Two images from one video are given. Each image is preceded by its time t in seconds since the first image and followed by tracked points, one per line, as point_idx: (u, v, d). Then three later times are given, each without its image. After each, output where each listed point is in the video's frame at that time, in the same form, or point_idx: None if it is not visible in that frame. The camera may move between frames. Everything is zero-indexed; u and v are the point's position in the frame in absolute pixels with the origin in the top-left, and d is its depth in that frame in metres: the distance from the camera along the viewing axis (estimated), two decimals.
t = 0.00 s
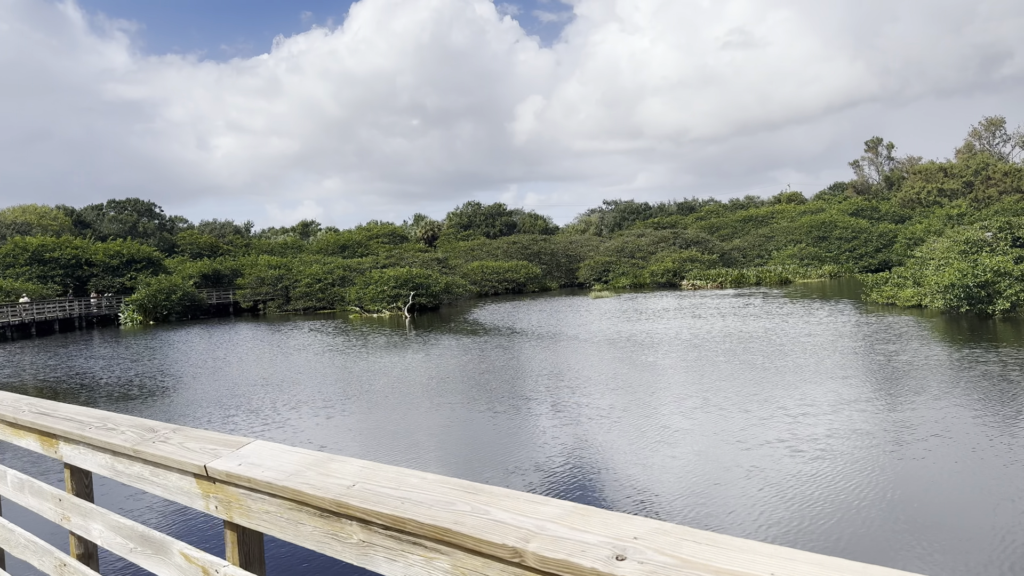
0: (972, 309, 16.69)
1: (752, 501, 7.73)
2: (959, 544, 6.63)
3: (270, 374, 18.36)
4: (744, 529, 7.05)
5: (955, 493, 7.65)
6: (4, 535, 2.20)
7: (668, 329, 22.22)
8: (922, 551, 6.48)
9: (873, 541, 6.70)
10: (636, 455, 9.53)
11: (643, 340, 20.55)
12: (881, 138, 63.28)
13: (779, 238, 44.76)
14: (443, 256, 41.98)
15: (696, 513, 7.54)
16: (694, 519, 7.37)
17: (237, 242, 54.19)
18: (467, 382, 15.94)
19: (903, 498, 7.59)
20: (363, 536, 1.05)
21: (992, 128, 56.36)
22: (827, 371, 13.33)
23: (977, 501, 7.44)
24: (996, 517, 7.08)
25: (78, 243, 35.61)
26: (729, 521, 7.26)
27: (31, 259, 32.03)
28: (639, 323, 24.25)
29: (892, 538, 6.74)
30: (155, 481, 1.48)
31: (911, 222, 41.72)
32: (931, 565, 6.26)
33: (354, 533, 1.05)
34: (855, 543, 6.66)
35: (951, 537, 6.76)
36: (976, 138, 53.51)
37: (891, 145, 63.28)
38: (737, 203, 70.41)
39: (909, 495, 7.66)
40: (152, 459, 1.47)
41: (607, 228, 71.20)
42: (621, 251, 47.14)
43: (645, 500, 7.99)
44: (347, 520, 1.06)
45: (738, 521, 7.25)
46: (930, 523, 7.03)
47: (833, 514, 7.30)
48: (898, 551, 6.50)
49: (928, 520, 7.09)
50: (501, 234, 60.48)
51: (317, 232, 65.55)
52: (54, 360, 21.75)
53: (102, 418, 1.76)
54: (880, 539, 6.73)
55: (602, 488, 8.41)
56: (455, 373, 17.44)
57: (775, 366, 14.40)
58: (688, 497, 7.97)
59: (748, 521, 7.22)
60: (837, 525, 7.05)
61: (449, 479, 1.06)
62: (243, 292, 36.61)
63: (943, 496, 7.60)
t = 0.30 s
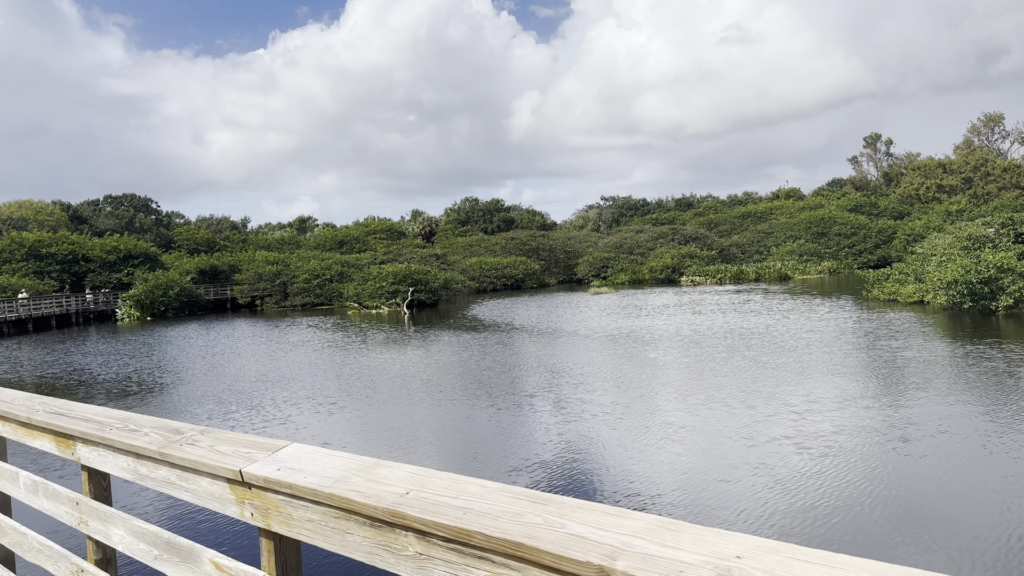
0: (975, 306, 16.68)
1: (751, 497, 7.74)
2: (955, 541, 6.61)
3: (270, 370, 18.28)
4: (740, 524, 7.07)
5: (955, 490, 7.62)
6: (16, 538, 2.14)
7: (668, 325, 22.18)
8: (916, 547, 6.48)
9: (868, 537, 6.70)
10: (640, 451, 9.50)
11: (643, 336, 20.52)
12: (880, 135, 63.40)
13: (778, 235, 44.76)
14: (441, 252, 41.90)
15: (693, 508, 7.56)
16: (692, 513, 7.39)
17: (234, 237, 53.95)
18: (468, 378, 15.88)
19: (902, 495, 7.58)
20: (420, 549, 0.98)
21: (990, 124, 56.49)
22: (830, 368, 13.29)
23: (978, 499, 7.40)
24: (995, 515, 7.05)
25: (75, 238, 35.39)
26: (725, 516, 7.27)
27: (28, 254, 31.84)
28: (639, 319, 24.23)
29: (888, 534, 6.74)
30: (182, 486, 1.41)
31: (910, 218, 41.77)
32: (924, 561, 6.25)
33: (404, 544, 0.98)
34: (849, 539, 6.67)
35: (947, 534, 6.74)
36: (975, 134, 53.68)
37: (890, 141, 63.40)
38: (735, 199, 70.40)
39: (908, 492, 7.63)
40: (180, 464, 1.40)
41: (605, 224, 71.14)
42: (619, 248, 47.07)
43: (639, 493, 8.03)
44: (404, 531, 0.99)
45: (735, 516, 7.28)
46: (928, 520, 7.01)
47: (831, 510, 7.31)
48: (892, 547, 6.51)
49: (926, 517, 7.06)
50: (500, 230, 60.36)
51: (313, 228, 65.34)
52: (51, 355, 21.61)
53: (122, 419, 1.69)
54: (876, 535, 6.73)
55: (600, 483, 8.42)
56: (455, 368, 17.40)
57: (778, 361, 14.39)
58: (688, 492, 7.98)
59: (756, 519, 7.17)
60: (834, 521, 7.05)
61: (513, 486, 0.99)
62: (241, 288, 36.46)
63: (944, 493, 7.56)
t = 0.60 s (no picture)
0: (977, 300, 16.66)
1: (745, 491, 7.73)
2: (946, 535, 6.59)
3: (268, 365, 18.14)
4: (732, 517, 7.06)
5: (951, 485, 7.59)
6: (22, 539, 2.05)
7: (668, 319, 22.11)
8: (906, 541, 6.47)
9: (860, 530, 6.70)
10: (641, 445, 9.46)
11: (643, 330, 20.46)
12: (878, 130, 63.44)
13: (777, 229, 44.71)
14: (439, 246, 41.72)
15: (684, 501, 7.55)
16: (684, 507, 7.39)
17: (230, 232, 53.69)
18: (468, 373, 15.78)
19: (897, 489, 7.55)
20: (480, 559, 0.88)
21: (988, 119, 56.52)
22: (831, 362, 13.24)
23: (974, 494, 7.36)
24: (990, 510, 7.02)
25: (71, 233, 35.13)
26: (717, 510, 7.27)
27: (24, 249, 31.58)
28: (639, 314, 24.15)
29: (879, 528, 6.73)
30: (204, 486, 1.31)
31: (908, 213, 41.79)
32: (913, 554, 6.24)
33: (460, 551, 0.90)
34: (841, 532, 6.65)
35: (952, 529, 6.70)
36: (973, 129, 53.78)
37: (888, 136, 63.43)
38: (732, 194, 70.34)
39: (903, 486, 7.61)
40: (201, 463, 1.31)
41: (602, 219, 71.00)
42: (618, 242, 46.96)
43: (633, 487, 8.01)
44: (457, 538, 0.90)
45: (726, 509, 7.28)
46: (921, 514, 6.99)
47: (824, 504, 7.30)
48: (883, 541, 6.49)
49: (920, 511, 7.05)
50: (498, 225, 60.17)
51: (310, 223, 65.02)
52: (47, 351, 21.43)
53: (136, 416, 1.60)
54: (866, 528, 6.73)
55: (597, 478, 8.36)
56: (455, 363, 17.32)
57: (780, 356, 14.35)
58: (683, 485, 7.97)
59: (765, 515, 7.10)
60: (827, 516, 7.03)
61: (578, 491, 0.90)
62: (238, 283, 36.26)
63: (940, 488, 7.53)
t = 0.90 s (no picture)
0: (980, 296, 16.64)
1: (742, 489, 7.70)
2: (956, 535, 6.53)
3: (266, 362, 18.00)
4: (726, 516, 7.05)
5: (949, 484, 7.54)
6: (28, 551, 1.96)
7: (668, 315, 22.04)
8: (915, 541, 6.42)
9: (854, 530, 6.67)
10: (643, 443, 9.40)
11: (644, 326, 20.39)
12: (876, 125, 63.46)
13: (775, 225, 44.65)
14: (437, 242, 41.58)
15: (679, 499, 7.54)
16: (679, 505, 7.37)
17: (227, 227, 53.38)
18: (468, 370, 15.68)
19: (894, 488, 7.51)
20: None
21: (987, 114, 56.54)
22: (834, 359, 13.21)
23: (971, 494, 7.31)
24: (987, 510, 6.97)
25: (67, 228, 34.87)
26: (712, 508, 7.25)
27: (20, 244, 31.33)
28: (638, 309, 24.09)
29: (874, 527, 6.70)
30: (230, 504, 1.22)
31: (906, 208, 41.79)
32: (907, 554, 6.21)
33: None
34: (834, 532, 6.63)
35: (961, 528, 6.64)
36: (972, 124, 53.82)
37: (886, 130, 63.46)
38: (730, 189, 70.27)
39: (901, 486, 7.56)
40: (226, 478, 1.22)
41: (600, 214, 70.89)
42: (616, 237, 46.84)
43: (631, 485, 7.97)
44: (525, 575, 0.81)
45: (725, 507, 7.25)
46: (917, 514, 6.95)
47: (820, 503, 7.27)
48: (877, 540, 6.46)
49: (916, 511, 7.01)
50: (495, 220, 60.01)
51: (307, 218, 64.70)
52: (42, 347, 21.25)
53: (152, 424, 1.51)
54: (860, 528, 6.70)
55: (597, 475, 8.31)
56: (455, 359, 17.23)
57: (783, 352, 14.32)
58: (679, 483, 7.95)
59: (777, 514, 7.02)
60: (831, 515, 6.99)
61: (663, 522, 0.82)
62: (236, 278, 36.05)
63: (938, 488, 7.47)
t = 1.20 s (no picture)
0: (985, 291, 16.64)
1: (740, 483, 7.70)
2: (969, 531, 6.46)
3: (266, 357, 17.91)
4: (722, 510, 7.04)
5: (947, 480, 7.51)
6: (45, 555, 1.89)
7: (670, 310, 22.00)
8: (929, 538, 6.35)
9: (850, 524, 6.66)
10: (646, 437, 9.36)
11: (646, 320, 20.35)
12: (876, 119, 63.49)
13: (775, 219, 44.63)
14: (437, 237, 41.51)
15: (690, 495, 7.47)
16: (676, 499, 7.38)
17: (225, 222, 53.21)
18: (471, 364, 15.63)
19: (892, 483, 7.49)
20: None
21: (986, 109, 56.60)
22: (839, 354, 13.18)
23: (973, 489, 7.27)
24: (985, 505, 6.95)
25: (66, 223, 34.70)
26: (708, 503, 7.25)
27: (18, 239, 31.19)
28: (640, 304, 24.04)
29: (871, 521, 6.68)
30: (270, 511, 1.14)
31: (907, 203, 41.83)
32: (902, 549, 6.19)
33: None
34: (831, 526, 6.61)
35: (974, 524, 6.58)
36: (972, 119, 53.85)
37: (886, 125, 63.49)
38: (729, 184, 70.23)
39: (899, 480, 7.53)
40: (265, 483, 1.14)
41: (599, 209, 70.80)
42: (616, 232, 46.76)
43: (641, 481, 7.89)
44: None
45: (736, 504, 7.17)
46: (915, 508, 6.93)
47: (816, 497, 7.25)
48: (878, 535, 6.43)
49: (914, 505, 6.98)
50: (494, 215, 59.88)
51: (306, 213, 64.54)
52: (42, 343, 21.16)
53: (180, 424, 1.43)
54: (857, 522, 6.68)
55: (605, 471, 8.25)
56: (458, 354, 17.19)
57: (787, 347, 14.29)
58: (678, 477, 7.94)
59: (791, 510, 6.96)
60: (843, 511, 6.91)
61: (770, 537, 0.75)
62: (235, 274, 35.96)
63: (936, 483, 7.44)
